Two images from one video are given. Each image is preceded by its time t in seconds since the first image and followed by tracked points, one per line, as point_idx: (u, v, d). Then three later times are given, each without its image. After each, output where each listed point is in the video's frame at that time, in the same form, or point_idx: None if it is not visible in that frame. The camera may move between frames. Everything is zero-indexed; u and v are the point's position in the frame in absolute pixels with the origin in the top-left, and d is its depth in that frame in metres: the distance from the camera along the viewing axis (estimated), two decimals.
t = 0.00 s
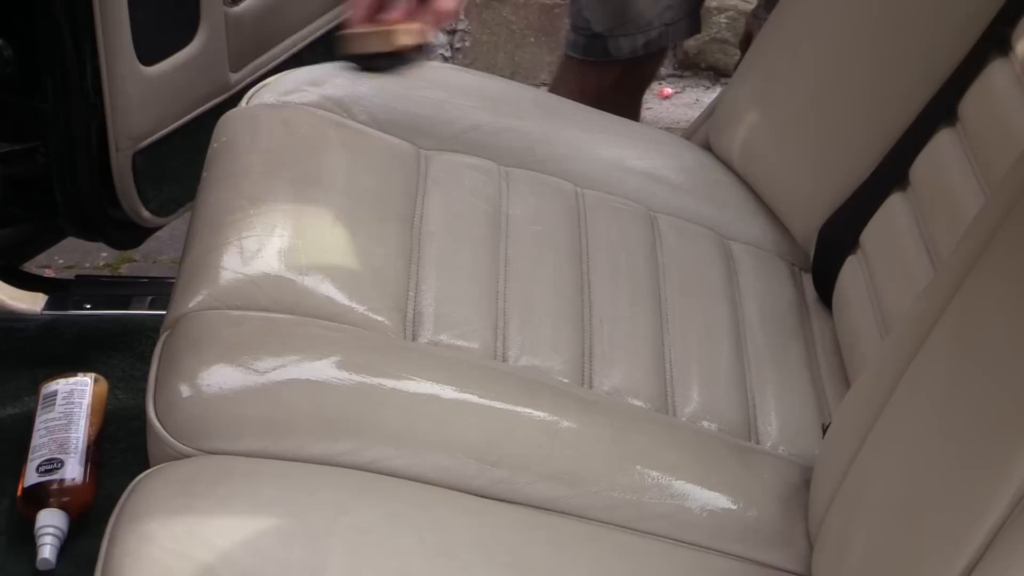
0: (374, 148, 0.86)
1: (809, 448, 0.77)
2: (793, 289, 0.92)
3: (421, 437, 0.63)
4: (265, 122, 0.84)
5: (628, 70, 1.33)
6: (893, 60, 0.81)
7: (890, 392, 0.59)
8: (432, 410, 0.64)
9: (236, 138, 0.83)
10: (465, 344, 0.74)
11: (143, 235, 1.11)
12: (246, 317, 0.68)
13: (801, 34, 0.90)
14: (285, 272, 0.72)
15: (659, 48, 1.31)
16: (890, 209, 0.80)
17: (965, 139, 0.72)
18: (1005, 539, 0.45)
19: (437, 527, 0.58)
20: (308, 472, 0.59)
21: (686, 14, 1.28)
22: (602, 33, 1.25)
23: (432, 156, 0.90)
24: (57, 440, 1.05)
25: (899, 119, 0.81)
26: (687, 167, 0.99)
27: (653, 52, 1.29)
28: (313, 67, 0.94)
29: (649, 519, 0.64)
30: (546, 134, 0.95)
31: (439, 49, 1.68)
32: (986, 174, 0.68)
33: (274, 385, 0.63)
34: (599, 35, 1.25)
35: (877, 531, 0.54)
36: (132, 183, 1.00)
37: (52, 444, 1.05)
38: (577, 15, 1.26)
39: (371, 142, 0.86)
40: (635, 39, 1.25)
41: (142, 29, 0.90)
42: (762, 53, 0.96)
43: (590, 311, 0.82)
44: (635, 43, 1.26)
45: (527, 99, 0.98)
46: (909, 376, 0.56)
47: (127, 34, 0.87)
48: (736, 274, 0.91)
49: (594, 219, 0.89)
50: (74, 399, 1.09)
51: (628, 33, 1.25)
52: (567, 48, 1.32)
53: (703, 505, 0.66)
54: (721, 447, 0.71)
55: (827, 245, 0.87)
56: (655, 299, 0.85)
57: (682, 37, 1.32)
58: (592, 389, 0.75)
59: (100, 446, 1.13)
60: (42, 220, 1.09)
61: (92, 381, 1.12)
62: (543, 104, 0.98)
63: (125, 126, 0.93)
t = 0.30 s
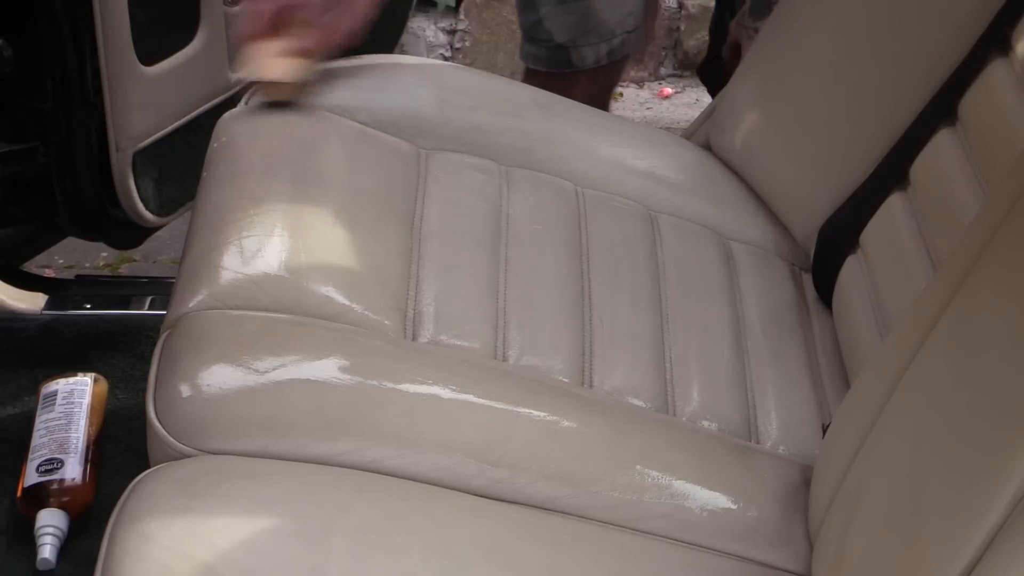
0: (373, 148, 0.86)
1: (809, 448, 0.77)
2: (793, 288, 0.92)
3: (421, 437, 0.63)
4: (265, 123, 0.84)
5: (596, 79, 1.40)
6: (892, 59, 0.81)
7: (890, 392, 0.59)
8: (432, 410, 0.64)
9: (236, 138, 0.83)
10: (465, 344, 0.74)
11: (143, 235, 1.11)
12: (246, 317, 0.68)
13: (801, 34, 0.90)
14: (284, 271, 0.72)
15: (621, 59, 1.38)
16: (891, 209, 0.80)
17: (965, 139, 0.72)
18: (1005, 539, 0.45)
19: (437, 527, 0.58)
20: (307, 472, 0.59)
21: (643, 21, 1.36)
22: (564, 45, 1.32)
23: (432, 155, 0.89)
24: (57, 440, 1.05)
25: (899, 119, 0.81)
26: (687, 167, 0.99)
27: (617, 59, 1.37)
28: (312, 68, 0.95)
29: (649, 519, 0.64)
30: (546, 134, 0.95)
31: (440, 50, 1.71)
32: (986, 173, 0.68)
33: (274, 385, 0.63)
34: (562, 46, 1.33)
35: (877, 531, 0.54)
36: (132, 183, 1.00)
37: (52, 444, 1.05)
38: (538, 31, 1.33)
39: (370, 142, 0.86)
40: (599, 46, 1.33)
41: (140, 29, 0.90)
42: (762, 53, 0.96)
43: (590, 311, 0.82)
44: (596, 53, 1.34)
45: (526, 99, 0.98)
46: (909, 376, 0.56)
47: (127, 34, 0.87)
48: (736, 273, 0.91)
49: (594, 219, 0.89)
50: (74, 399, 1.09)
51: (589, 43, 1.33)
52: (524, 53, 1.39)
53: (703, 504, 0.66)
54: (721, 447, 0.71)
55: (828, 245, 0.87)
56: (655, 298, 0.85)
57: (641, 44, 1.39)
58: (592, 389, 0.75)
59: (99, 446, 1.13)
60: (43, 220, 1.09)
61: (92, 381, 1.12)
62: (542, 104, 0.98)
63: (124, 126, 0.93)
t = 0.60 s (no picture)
0: (373, 148, 0.86)
1: (809, 447, 0.78)
2: (793, 288, 0.92)
3: (421, 438, 0.63)
4: (264, 123, 0.84)
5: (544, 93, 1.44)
6: (892, 59, 0.81)
7: (890, 392, 0.59)
8: (432, 410, 0.64)
9: (236, 138, 0.83)
10: (465, 344, 0.74)
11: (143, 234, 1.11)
12: (247, 317, 0.68)
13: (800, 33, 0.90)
14: (285, 271, 0.72)
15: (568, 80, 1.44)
16: (891, 209, 0.80)
17: (965, 140, 0.72)
18: (1005, 538, 0.45)
19: (437, 527, 0.58)
20: (307, 472, 0.59)
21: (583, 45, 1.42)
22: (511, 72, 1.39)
23: (432, 155, 0.89)
24: (57, 440, 1.05)
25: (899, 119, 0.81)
26: (688, 167, 0.99)
27: (562, 82, 1.43)
28: (313, 68, 0.95)
29: (649, 519, 0.64)
30: (546, 134, 0.95)
31: (440, 50, 1.71)
32: (985, 173, 0.68)
33: (274, 385, 0.63)
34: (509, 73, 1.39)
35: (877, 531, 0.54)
36: (132, 184, 1.00)
37: (52, 444, 1.05)
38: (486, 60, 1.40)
39: (370, 142, 0.86)
40: (542, 71, 1.38)
41: (139, 28, 0.90)
42: (762, 53, 0.96)
43: (590, 311, 0.82)
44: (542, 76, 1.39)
45: (526, 99, 0.98)
46: (909, 376, 0.56)
47: (125, 34, 0.87)
48: (736, 273, 0.91)
49: (595, 219, 0.89)
50: (74, 399, 1.09)
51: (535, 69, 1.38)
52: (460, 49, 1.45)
53: (703, 505, 0.66)
54: (721, 447, 0.71)
55: (828, 245, 0.87)
56: (655, 298, 0.85)
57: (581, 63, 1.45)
58: (592, 389, 0.75)
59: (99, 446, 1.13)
60: (42, 220, 1.09)
61: (92, 381, 1.12)
62: (543, 104, 0.98)
63: (124, 126, 0.95)
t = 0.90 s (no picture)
0: (373, 148, 0.86)
1: (809, 448, 0.78)
2: (793, 289, 0.92)
3: (421, 438, 0.63)
4: (265, 123, 0.84)
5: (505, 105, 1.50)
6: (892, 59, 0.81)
7: (890, 392, 0.59)
8: (433, 410, 0.64)
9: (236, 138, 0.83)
10: (465, 344, 0.74)
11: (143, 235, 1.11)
12: (247, 316, 0.68)
13: (800, 33, 0.90)
14: (285, 271, 0.72)
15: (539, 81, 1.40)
16: (891, 210, 0.80)
17: (965, 139, 0.72)
18: (1004, 538, 0.45)
19: (438, 526, 0.58)
20: (308, 472, 0.59)
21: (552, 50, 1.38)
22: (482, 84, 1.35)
23: (432, 155, 0.89)
24: (57, 440, 1.04)
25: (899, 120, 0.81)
26: (689, 167, 0.99)
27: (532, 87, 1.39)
28: (313, 68, 0.95)
29: (649, 519, 0.64)
30: (547, 134, 0.95)
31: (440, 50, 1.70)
32: (985, 173, 0.68)
33: (274, 385, 0.63)
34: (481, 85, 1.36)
35: (877, 530, 0.54)
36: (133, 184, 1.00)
37: (52, 444, 1.04)
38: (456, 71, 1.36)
39: (370, 142, 0.86)
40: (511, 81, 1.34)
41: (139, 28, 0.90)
42: (761, 53, 0.96)
43: (591, 312, 0.82)
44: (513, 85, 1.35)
45: (527, 98, 0.98)
46: (910, 376, 0.56)
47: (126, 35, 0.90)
48: (737, 274, 0.91)
49: (596, 219, 0.89)
50: (74, 399, 1.09)
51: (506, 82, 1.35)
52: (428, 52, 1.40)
53: (703, 505, 0.66)
54: (721, 446, 0.71)
55: (828, 245, 0.87)
56: (656, 299, 0.85)
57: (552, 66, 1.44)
58: (592, 389, 0.75)
59: (99, 446, 1.13)
60: (43, 219, 1.09)
61: (92, 381, 1.12)
62: (543, 103, 0.98)
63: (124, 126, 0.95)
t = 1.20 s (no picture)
0: (373, 148, 0.86)
1: (809, 448, 0.78)
2: (793, 288, 0.92)
3: (421, 438, 0.63)
4: (265, 123, 0.84)
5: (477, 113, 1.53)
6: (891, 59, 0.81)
7: (891, 391, 0.59)
8: (432, 410, 0.64)
9: (237, 138, 0.83)
10: (465, 344, 0.74)
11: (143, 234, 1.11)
12: (248, 316, 0.68)
13: (799, 33, 0.90)
14: (286, 270, 0.72)
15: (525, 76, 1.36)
16: (891, 210, 0.81)
17: (965, 139, 0.72)
18: (1004, 537, 0.45)
19: (438, 526, 0.58)
20: (308, 472, 0.59)
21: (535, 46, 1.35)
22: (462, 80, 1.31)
23: (431, 156, 0.89)
24: (57, 440, 1.04)
25: (899, 120, 0.81)
26: (689, 167, 0.98)
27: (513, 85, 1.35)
28: (313, 67, 0.95)
29: (649, 519, 0.64)
30: (546, 134, 0.95)
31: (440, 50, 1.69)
32: (986, 173, 0.68)
33: (275, 385, 0.63)
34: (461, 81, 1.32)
35: (877, 531, 0.54)
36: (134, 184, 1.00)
37: (52, 444, 1.04)
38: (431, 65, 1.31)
39: (369, 142, 0.86)
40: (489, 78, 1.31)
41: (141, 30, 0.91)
42: (761, 53, 0.96)
43: (591, 312, 0.82)
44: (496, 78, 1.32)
45: (526, 97, 0.98)
46: (910, 375, 0.56)
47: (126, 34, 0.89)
48: (737, 274, 0.91)
49: (596, 219, 0.89)
50: (74, 399, 1.08)
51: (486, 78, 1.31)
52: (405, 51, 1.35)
53: (703, 505, 0.66)
54: (721, 446, 0.71)
55: (827, 245, 0.88)
56: (656, 299, 0.85)
57: (534, 71, 1.45)
58: (592, 389, 0.75)
59: (99, 446, 1.13)
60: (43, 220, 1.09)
61: (92, 381, 1.12)
62: (543, 102, 0.98)
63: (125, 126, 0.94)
